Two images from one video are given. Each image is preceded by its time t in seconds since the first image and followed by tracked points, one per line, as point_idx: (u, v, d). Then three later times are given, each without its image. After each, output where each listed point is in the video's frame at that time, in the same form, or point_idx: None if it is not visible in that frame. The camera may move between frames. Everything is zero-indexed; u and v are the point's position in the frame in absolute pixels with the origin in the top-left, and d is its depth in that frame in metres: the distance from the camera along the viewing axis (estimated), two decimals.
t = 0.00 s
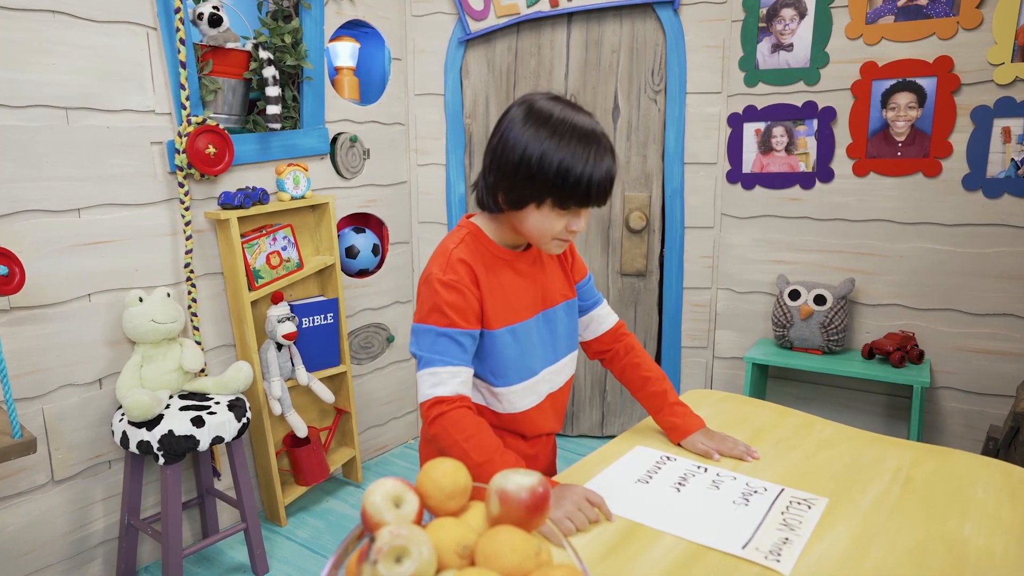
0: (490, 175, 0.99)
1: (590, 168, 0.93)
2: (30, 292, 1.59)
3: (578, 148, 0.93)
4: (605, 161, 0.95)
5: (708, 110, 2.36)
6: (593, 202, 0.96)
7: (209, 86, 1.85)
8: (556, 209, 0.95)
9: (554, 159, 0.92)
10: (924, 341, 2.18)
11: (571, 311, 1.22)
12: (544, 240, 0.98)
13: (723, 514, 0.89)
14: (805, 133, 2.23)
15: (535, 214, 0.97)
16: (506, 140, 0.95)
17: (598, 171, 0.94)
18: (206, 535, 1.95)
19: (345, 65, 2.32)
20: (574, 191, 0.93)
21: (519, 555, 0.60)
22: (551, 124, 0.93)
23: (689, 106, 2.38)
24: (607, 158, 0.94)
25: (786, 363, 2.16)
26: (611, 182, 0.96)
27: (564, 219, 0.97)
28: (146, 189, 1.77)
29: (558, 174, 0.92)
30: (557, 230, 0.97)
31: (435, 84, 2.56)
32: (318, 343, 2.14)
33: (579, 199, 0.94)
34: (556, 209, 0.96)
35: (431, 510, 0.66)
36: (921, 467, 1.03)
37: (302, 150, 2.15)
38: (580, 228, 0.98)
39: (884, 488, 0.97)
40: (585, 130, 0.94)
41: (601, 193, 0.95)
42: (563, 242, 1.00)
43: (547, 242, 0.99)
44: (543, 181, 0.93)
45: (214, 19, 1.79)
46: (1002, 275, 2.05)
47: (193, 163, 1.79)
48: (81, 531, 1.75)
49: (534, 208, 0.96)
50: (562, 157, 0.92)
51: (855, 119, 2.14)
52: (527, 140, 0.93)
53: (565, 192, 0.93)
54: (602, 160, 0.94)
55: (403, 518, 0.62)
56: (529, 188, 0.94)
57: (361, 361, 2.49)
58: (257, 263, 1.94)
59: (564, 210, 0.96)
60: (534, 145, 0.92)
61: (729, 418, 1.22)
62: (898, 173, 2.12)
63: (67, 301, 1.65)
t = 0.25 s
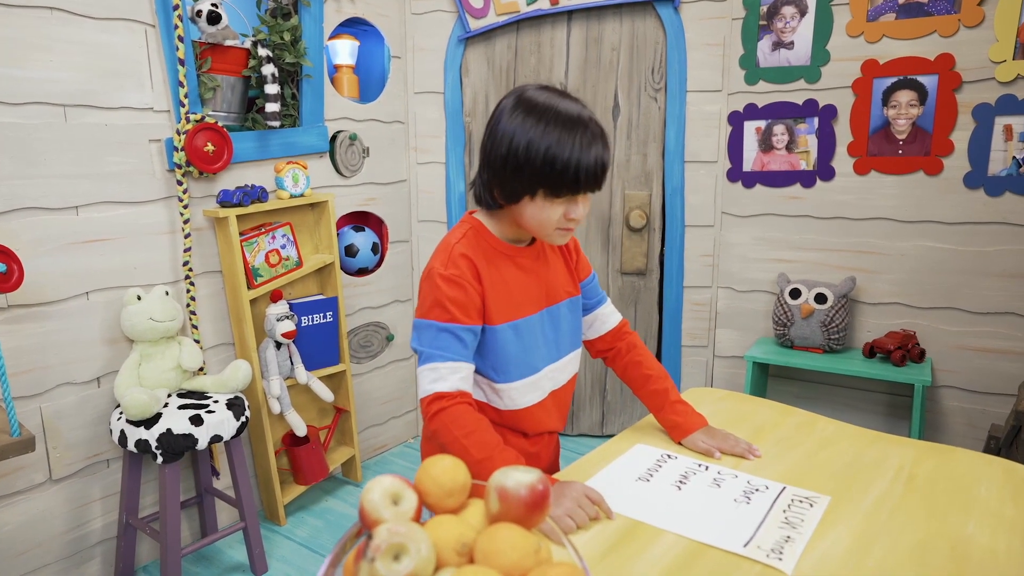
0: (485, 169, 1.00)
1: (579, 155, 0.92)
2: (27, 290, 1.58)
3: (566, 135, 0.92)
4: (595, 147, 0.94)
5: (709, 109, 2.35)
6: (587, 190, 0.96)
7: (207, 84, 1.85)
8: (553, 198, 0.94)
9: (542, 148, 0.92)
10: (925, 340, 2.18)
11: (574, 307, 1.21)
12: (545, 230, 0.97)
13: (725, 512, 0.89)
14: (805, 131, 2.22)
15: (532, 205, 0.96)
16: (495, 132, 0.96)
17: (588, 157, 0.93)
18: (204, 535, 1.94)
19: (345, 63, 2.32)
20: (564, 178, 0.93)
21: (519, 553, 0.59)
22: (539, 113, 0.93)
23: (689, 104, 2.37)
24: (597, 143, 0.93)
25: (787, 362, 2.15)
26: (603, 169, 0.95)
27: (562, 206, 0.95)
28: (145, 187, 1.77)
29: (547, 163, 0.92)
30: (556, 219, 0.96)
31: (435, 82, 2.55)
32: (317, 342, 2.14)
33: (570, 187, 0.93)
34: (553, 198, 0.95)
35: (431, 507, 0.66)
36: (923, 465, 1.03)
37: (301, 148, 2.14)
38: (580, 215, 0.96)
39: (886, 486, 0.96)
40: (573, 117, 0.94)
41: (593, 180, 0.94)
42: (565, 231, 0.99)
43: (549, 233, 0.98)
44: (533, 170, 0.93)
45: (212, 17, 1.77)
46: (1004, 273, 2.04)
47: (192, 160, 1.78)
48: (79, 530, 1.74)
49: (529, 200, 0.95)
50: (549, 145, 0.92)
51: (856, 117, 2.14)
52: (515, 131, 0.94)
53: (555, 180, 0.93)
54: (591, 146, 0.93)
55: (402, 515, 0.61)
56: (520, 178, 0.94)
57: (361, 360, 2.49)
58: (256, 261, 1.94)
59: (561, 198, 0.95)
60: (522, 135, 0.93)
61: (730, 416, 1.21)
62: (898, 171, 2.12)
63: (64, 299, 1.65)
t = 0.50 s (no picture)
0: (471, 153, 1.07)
1: (565, 123, 1.00)
2: (25, 288, 1.57)
3: (548, 106, 0.99)
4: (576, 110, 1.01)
5: (710, 106, 2.34)
6: (573, 147, 1.03)
7: (206, 80, 1.84)
8: (559, 162, 1.02)
9: (531, 126, 0.99)
10: (927, 338, 2.17)
11: (576, 294, 1.21)
12: (559, 194, 1.04)
13: (727, 510, 0.88)
14: (806, 129, 2.21)
15: (543, 174, 1.03)
16: (474, 119, 1.03)
17: (572, 122, 1.00)
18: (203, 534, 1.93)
19: (345, 61, 2.31)
20: (558, 147, 1.01)
21: (520, 549, 0.58)
22: (516, 91, 0.99)
23: (690, 102, 2.36)
24: (575, 105, 1.00)
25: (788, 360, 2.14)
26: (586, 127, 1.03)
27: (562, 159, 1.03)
28: (143, 184, 1.76)
29: (538, 138, 0.99)
30: (566, 181, 1.04)
31: (435, 80, 2.53)
32: (317, 340, 2.13)
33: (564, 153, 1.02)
34: (558, 163, 1.03)
35: (430, 503, 0.65)
36: (927, 463, 1.02)
37: (301, 145, 2.13)
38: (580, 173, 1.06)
39: (890, 484, 0.95)
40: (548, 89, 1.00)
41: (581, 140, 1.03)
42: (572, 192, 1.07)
43: (561, 197, 1.05)
44: (519, 145, 1.00)
45: (212, 13, 1.75)
46: (1006, 271, 2.04)
47: (190, 157, 1.78)
48: (78, 528, 1.74)
49: (525, 170, 1.03)
50: (536, 120, 0.99)
51: (858, 115, 2.13)
52: (500, 118, 1.00)
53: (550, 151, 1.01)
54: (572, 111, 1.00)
55: (401, 511, 0.60)
56: (514, 156, 1.01)
57: (360, 359, 2.48)
58: (255, 259, 1.93)
59: (565, 161, 1.03)
60: (502, 117, 1.00)
61: (732, 414, 1.20)
62: (900, 169, 2.11)
63: (63, 297, 1.64)
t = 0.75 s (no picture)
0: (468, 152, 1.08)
1: (569, 100, 1.05)
2: (24, 287, 1.57)
3: (552, 88, 1.03)
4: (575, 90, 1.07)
5: (711, 105, 2.34)
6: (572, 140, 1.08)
7: (206, 79, 1.83)
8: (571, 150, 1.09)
9: (541, 108, 1.03)
10: (929, 338, 2.16)
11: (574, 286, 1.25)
12: (569, 181, 1.11)
13: (729, 509, 0.87)
14: (808, 128, 2.21)
15: (556, 164, 1.09)
16: (477, 118, 1.04)
17: (574, 99, 1.06)
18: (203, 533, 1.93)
19: (345, 59, 2.31)
20: (569, 125, 1.05)
21: (522, 549, 0.57)
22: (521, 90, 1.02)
23: (691, 101, 2.36)
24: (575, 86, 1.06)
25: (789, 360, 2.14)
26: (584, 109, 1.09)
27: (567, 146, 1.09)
28: (142, 183, 1.75)
29: (550, 118, 1.03)
30: (573, 166, 1.11)
31: (435, 79, 2.52)
32: (317, 339, 2.12)
33: (575, 132, 1.07)
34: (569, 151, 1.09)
35: (431, 502, 0.64)
36: (930, 462, 1.01)
37: (301, 144, 2.13)
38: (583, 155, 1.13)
39: (893, 484, 0.95)
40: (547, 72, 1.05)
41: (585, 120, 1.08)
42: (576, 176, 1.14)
43: (569, 183, 1.12)
44: (528, 144, 1.04)
45: (211, 12, 1.77)
46: (1008, 270, 2.03)
47: (190, 156, 1.77)
48: (77, 528, 1.73)
49: (536, 163, 1.06)
50: (543, 101, 1.03)
51: (859, 113, 2.13)
52: (512, 107, 1.02)
53: (563, 131, 1.05)
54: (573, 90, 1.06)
55: (402, 510, 0.60)
56: (522, 152, 1.05)
57: (360, 358, 2.47)
58: (254, 258, 1.92)
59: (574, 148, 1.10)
60: (511, 116, 1.02)
61: (732, 413, 1.20)
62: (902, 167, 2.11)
63: (62, 296, 1.63)
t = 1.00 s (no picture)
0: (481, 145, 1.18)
1: (562, 101, 1.08)
2: (21, 285, 1.56)
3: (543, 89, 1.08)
4: (578, 93, 1.09)
5: (713, 103, 2.33)
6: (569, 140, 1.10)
7: (206, 76, 1.82)
8: (569, 147, 1.10)
9: (528, 107, 1.08)
10: (931, 336, 2.15)
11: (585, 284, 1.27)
12: (572, 180, 1.11)
13: (734, 507, 0.86)
14: (810, 126, 2.20)
15: (554, 159, 1.10)
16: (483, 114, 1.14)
17: (572, 100, 1.08)
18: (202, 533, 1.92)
19: (345, 57, 2.29)
20: (556, 125, 1.08)
21: (525, 546, 0.56)
22: (518, 88, 1.09)
23: (693, 99, 2.35)
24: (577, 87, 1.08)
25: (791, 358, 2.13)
26: (590, 111, 1.10)
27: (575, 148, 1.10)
28: (141, 180, 1.74)
29: (534, 117, 1.08)
30: (577, 166, 1.11)
31: (436, 77, 2.51)
32: (318, 337, 2.11)
33: (565, 131, 1.08)
34: (568, 148, 1.10)
35: (432, 499, 0.63)
36: (936, 460, 1.00)
37: (300, 142, 2.12)
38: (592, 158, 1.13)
39: (899, 482, 0.94)
40: (549, 75, 1.09)
41: (583, 121, 1.09)
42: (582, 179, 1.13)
43: (572, 183, 1.12)
44: (517, 140, 1.10)
45: (211, 8, 1.78)
46: (1011, 269, 2.02)
47: (190, 153, 1.76)
48: (75, 527, 1.72)
49: (526, 160, 1.11)
50: (531, 101, 1.08)
51: (862, 111, 2.12)
52: (507, 104, 1.10)
53: (549, 130, 1.08)
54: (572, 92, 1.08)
55: (403, 507, 0.59)
56: (513, 147, 1.11)
57: (361, 357, 2.46)
58: (254, 256, 1.92)
59: (575, 147, 1.10)
60: (504, 112, 1.10)
61: (736, 412, 1.18)
62: (904, 165, 2.10)
63: (61, 294, 1.62)
